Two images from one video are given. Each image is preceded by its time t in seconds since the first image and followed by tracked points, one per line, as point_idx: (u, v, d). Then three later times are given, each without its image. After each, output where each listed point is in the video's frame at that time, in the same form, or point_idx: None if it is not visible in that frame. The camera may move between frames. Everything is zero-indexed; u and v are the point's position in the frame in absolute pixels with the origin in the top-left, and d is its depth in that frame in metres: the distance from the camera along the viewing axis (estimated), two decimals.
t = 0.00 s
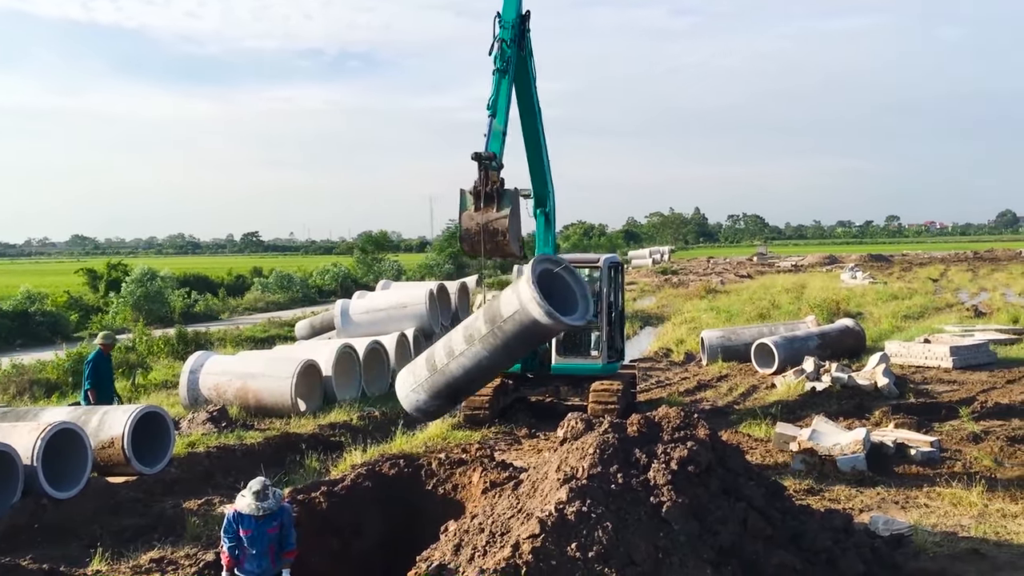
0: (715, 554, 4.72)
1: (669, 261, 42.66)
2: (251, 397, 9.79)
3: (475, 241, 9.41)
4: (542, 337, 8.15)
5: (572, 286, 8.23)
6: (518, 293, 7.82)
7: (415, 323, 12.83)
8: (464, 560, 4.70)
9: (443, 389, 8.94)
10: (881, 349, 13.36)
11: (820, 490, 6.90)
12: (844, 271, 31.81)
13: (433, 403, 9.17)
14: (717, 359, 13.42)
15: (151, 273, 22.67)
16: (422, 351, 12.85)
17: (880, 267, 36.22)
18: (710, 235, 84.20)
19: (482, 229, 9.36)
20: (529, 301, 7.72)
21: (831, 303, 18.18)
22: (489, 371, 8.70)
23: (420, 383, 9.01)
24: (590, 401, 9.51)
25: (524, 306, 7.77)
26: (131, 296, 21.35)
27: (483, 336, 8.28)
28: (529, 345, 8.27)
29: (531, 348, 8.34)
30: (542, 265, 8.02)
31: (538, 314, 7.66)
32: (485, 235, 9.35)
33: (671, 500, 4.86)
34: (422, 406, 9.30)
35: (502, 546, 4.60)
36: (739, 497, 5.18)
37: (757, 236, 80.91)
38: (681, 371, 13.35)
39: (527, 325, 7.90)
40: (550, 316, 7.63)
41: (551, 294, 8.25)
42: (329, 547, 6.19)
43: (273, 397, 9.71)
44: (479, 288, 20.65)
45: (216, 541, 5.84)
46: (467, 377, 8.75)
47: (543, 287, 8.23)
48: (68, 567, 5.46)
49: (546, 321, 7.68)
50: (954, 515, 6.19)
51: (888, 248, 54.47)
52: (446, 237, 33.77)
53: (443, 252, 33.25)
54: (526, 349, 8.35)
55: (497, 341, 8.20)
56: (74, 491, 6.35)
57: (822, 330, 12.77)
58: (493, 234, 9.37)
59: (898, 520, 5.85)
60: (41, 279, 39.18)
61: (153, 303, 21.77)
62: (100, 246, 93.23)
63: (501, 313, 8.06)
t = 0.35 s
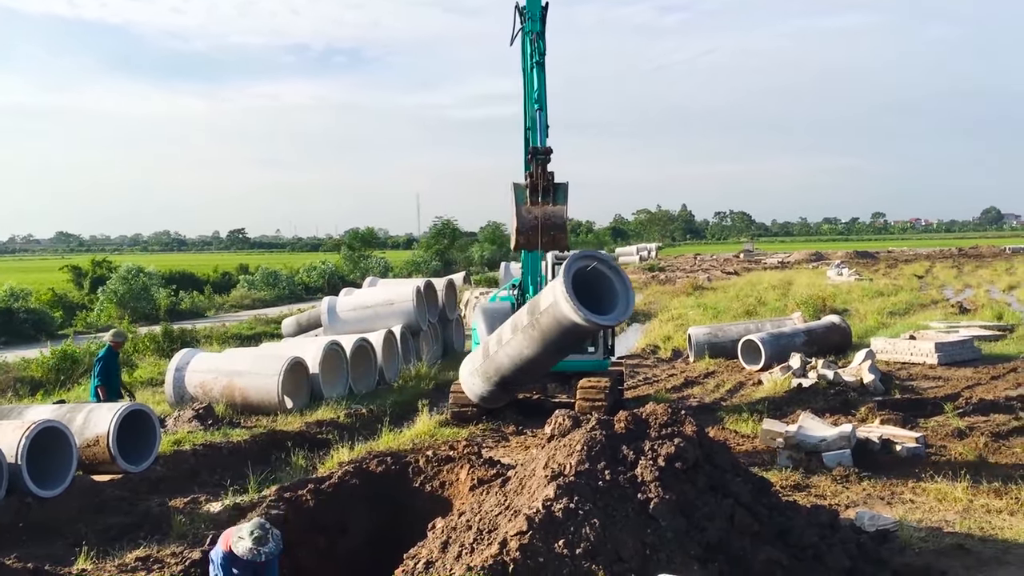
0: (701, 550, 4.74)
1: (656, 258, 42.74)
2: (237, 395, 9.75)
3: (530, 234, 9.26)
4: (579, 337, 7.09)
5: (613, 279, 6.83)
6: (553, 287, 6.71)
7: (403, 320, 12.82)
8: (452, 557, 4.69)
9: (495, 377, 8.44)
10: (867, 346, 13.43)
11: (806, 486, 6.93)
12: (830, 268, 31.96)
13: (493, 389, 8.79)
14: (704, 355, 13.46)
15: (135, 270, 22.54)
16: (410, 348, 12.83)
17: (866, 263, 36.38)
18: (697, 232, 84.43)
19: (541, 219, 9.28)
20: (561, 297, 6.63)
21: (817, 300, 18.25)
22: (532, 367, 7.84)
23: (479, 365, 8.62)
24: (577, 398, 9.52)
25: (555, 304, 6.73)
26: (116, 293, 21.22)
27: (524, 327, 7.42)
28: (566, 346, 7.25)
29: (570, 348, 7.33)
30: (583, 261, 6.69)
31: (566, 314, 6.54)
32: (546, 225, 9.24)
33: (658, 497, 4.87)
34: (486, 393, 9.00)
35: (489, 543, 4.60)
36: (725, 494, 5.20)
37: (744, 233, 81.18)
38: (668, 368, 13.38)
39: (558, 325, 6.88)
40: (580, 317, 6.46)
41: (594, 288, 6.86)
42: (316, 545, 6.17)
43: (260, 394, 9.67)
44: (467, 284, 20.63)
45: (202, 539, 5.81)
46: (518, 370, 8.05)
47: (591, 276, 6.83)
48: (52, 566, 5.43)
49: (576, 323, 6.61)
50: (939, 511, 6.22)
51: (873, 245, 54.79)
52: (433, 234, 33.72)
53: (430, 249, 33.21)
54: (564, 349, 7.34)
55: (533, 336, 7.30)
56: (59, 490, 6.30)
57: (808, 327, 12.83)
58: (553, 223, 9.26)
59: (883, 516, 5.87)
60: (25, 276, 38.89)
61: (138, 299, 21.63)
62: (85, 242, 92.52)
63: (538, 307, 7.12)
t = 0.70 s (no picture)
0: (687, 548, 4.75)
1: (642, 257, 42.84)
2: (222, 393, 9.71)
3: (581, 230, 7.75)
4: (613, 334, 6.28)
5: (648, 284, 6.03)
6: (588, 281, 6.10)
7: (389, 318, 12.78)
8: (438, 556, 4.69)
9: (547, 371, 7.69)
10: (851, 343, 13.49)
11: (792, 483, 6.96)
12: (815, 267, 32.12)
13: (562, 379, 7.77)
14: (690, 354, 13.48)
15: (120, 268, 22.40)
16: (396, 346, 12.80)
17: (850, 262, 36.56)
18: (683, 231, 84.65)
19: (591, 214, 7.76)
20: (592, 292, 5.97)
21: (802, 298, 18.31)
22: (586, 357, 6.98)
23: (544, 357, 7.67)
24: (564, 396, 9.52)
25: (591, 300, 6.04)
26: (100, 291, 21.09)
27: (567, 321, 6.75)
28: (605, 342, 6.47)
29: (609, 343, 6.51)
30: (615, 258, 5.99)
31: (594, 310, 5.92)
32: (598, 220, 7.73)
33: (644, 496, 4.89)
34: (556, 381, 8.09)
35: (476, 542, 4.60)
36: (711, 492, 5.21)
37: (730, 232, 81.44)
38: (654, 366, 13.40)
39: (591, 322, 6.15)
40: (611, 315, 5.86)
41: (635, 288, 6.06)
42: (303, 544, 6.16)
43: (245, 393, 9.63)
44: (454, 282, 20.58)
45: (187, 538, 5.80)
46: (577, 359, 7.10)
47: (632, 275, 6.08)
48: (36, 566, 5.39)
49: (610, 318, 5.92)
50: (923, 508, 6.25)
51: (859, 245, 55.04)
52: (420, 232, 33.68)
53: (416, 248, 33.15)
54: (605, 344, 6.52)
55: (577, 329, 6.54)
56: (43, 490, 6.26)
57: (794, 325, 12.87)
58: (605, 218, 7.79)
59: (868, 513, 5.90)
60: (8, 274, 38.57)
61: (123, 297, 21.49)
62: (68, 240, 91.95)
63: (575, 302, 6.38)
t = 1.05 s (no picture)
0: (672, 548, 4.76)
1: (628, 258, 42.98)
2: (207, 394, 9.67)
3: (621, 231, 7.62)
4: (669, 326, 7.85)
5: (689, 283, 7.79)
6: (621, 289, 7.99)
7: (374, 319, 12.76)
8: (423, 556, 4.69)
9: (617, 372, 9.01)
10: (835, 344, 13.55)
11: (776, 484, 6.98)
12: (799, 268, 32.27)
13: (625, 382, 9.16)
14: (676, 354, 13.51)
15: (103, 269, 22.26)
16: (381, 347, 12.77)
17: (835, 263, 36.76)
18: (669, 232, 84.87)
19: (629, 217, 7.66)
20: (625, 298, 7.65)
21: (787, 299, 18.39)
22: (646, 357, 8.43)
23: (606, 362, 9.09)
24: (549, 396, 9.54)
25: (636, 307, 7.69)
26: (84, 291, 20.95)
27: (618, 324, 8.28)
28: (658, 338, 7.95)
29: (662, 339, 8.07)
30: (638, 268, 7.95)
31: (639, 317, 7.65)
32: (636, 223, 7.65)
33: (629, 496, 4.90)
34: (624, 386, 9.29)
35: (461, 543, 4.59)
36: (696, 492, 5.23)
37: (715, 233, 81.70)
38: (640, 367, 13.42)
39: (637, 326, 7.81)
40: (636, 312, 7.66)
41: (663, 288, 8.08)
42: (288, 545, 6.15)
43: (230, 394, 9.59)
44: (439, 282, 20.52)
45: (171, 539, 5.77)
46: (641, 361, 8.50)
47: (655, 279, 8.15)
48: (18, 569, 5.35)
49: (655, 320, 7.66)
50: (906, 508, 6.29)
51: (843, 247, 55.35)
52: (406, 233, 33.65)
53: (402, 248, 33.11)
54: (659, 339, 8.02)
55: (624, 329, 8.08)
56: (25, 490, 6.18)
57: (778, 326, 12.93)
58: (643, 220, 7.75)
59: (851, 513, 5.92)
60: None
61: (107, 297, 21.36)
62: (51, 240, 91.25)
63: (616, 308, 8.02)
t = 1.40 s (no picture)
0: (656, 551, 4.78)
1: (613, 260, 43.07)
2: (189, 398, 9.63)
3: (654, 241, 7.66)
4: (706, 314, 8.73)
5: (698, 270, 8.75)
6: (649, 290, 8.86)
7: (358, 322, 12.74)
8: (407, 560, 4.68)
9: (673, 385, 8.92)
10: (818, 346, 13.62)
11: (759, 486, 7.01)
12: (782, 271, 32.40)
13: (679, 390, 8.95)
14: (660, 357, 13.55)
15: (84, 273, 22.10)
16: (365, 350, 12.74)
17: (818, 266, 36.93)
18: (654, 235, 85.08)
19: (660, 226, 7.72)
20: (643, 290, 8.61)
21: (770, 302, 18.47)
22: (690, 362, 8.73)
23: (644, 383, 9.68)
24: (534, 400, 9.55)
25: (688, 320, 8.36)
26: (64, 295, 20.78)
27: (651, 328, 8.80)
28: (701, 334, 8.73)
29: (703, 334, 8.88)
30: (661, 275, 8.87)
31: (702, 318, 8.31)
32: (665, 233, 7.68)
33: (613, 498, 4.91)
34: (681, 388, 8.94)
35: (444, 546, 4.59)
36: (680, 494, 5.24)
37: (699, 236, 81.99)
38: (624, 370, 13.44)
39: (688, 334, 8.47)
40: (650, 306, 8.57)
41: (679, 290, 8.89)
42: (271, 549, 6.13)
43: (212, 398, 9.55)
44: (423, 285, 20.49)
45: (152, 544, 5.74)
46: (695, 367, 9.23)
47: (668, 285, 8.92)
48: None
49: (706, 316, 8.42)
50: (888, 509, 6.33)
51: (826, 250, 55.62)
52: (390, 235, 33.58)
53: (386, 251, 33.06)
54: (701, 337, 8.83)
55: (665, 347, 8.58)
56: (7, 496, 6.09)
57: (761, 328, 12.98)
58: (670, 231, 7.73)
59: (833, 514, 5.95)
60: None
61: (88, 300, 21.20)
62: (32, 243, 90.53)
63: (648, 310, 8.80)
